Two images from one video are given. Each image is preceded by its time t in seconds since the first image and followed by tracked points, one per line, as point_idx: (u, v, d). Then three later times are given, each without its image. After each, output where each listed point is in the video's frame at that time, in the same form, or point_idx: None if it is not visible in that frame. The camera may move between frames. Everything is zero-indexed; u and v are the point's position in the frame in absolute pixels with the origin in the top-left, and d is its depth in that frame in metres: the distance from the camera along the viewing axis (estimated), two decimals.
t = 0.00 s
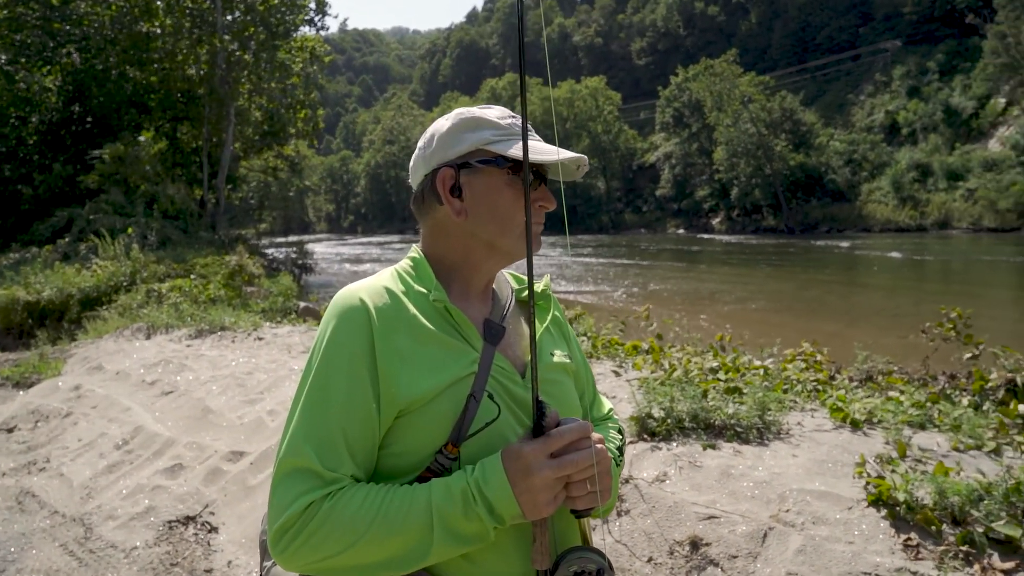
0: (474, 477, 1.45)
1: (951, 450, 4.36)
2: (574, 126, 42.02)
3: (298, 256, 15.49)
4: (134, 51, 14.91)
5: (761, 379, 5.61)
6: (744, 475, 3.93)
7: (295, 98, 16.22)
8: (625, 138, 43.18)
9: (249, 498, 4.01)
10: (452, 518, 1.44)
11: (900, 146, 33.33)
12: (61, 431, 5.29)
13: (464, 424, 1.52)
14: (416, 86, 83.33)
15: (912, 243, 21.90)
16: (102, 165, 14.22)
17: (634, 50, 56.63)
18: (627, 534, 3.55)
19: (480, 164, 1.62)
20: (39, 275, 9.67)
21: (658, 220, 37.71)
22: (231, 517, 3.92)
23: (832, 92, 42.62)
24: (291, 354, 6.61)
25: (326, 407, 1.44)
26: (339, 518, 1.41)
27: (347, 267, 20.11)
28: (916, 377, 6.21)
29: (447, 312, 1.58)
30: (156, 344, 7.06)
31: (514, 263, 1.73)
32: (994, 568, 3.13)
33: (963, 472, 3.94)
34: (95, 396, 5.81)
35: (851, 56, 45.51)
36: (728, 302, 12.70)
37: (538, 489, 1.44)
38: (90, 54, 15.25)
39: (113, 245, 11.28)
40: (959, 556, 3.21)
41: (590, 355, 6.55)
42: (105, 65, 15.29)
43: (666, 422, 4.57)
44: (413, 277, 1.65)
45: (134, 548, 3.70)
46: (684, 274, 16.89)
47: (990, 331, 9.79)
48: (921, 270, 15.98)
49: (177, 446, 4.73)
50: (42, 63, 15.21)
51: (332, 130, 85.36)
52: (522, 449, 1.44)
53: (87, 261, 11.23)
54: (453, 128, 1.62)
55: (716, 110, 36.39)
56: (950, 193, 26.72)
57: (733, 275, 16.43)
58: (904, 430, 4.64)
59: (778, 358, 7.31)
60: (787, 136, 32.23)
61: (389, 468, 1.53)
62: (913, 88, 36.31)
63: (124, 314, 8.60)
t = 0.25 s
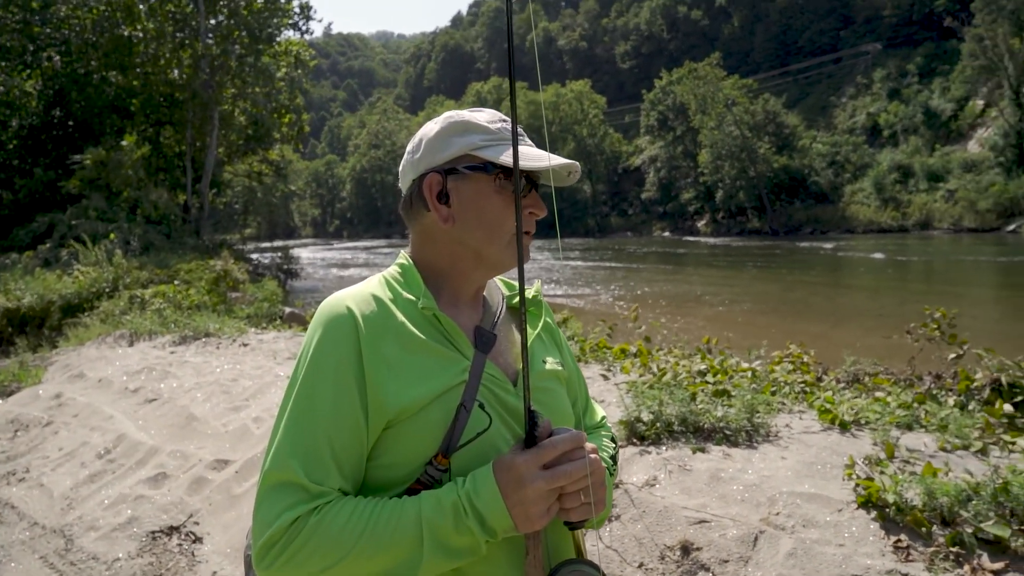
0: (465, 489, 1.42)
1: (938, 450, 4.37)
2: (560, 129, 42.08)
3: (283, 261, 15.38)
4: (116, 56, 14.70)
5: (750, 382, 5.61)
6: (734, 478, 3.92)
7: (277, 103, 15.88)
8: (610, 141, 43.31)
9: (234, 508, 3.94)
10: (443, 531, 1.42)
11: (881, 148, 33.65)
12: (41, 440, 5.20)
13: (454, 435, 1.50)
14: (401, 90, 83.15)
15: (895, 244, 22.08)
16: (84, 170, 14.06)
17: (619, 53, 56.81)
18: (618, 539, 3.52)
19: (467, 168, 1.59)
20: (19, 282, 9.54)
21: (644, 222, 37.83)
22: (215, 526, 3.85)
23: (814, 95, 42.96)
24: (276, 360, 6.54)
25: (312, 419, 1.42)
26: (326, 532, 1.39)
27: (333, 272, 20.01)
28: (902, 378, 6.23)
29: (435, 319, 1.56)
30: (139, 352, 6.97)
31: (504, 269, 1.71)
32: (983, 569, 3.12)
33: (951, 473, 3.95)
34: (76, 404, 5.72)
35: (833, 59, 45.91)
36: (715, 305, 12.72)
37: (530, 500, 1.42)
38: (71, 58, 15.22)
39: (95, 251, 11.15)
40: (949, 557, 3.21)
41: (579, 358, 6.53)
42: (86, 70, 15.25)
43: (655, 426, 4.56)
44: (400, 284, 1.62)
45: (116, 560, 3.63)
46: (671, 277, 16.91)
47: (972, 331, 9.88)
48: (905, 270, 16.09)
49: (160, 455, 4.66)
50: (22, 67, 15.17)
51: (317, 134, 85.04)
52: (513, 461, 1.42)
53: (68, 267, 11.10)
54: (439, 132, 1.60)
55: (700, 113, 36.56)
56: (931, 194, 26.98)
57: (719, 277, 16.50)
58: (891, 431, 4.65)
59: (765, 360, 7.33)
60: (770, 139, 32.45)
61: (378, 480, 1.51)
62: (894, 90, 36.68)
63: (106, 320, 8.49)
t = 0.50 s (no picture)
0: (455, 498, 1.41)
1: (923, 456, 4.40)
2: (547, 135, 42.17)
3: (269, 266, 15.27)
4: (99, 59, 14.75)
5: (737, 388, 5.63)
6: (721, 484, 3.92)
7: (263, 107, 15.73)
8: (597, 147, 43.44)
9: (218, 515, 3.90)
10: (431, 540, 1.40)
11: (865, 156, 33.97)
12: (22, 447, 5.13)
13: (444, 442, 1.49)
14: (388, 94, 83.02)
15: (880, 251, 22.26)
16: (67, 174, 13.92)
17: (606, 60, 57.02)
18: (605, 546, 3.51)
19: (452, 170, 1.58)
20: None
21: (631, 228, 37.95)
22: (199, 534, 3.81)
23: (800, 102, 43.32)
24: (262, 366, 6.49)
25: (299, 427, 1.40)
26: (314, 541, 1.37)
27: (320, 276, 19.91)
28: (888, 384, 6.27)
29: (424, 324, 1.55)
30: (123, 357, 6.90)
31: (494, 272, 1.70)
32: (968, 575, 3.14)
33: (936, 479, 3.97)
34: (58, 410, 5.65)
35: (818, 67, 46.34)
36: (702, 311, 12.74)
37: (521, 508, 1.41)
38: (53, 61, 15.16)
39: (78, 256, 11.03)
40: (935, 563, 3.21)
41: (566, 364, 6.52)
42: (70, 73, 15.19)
43: (643, 431, 4.56)
44: (387, 288, 1.62)
45: (97, 569, 3.58)
46: (658, 283, 16.96)
47: (956, 337, 9.97)
48: (889, 277, 16.22)
49: (144, 462, 4.60)
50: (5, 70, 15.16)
51: (304, 138, 84.71)
52: (504, 468, 1.41)
53: (51, 272, 10.97)
54: (424, 134, 1.58)
55: (687, 120, 36.74)
56: (915, 202, 27.23)
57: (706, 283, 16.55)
58: (877, 437, 4.67)
59: (751, 365, 7.35)
60: (756, 146, 32.66)
61: (367, 487, 1.49)
62: (878, 99, 37.05)
63: (89, 325, 8.39)
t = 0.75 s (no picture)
0: (449, 492, 1.41)
1: (916, 451, 4.41)
2: (543, 129, 42.11)
3: (264, 260, 15.23)
4: (94, 51, 14.71)
5: (732, 383, 5.64)
6: (715, 479, 3.93)
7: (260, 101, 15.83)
8: (593, 142, 43.40)
9: (212, 508, 3.89)
10: (427, 534, 1.40)
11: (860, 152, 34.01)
12: (15, 441, 5.11)
13: (438, 436, 1.49)
14: (384, 88, 82.74)
15: (874, 246, 22.32)
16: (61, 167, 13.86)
17: (602, 54, 56.92)
18: (600, 540, 3.51)
19: (445, 164, 1.59)
20: None
21: (627, 223, 37.96)
22: (193, 528, 3.80)
23: (795, 98, 43.37)
24: (256, 359, 6.48)
25: (293, 422, 1.40)
26: (307, 536, 1.37)
27: (314, 270, 19.86)
28: (881, 379, 6.29)
29: (419, 319, 1.55)
30: (116, 350, 6.87)
31: (488, 266, 1.70)
32: (960, 569, 3.15)
33: (928, 473, 3.99)
34: (51, 404, 5.62)
35: (814, 63, 46.38)
36: (697, 306, 12.76)
37: (515, 501, 1.41)
38: (46, 52, 15.05)
39: (72, 248, 10.98)
40: (927, 558, 3.23)
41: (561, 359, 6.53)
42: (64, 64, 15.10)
43: (637, 425, 4.57)
44: (382, 283, 1.62)
45: (91, 562, 3.57)
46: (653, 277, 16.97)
47: (949, 333, 10.01)
48: (883, 273, 16.28)
49: (137, 455, 4.59)
50: None
51: (299, 132, 84.42)
52: (499, 461, 1.41)
53: (44, 264, 10.92)
54: (417, 127, 1.58)
55: (683, 115, 36.72)
56: (909, 198, 27.29)
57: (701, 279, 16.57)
58: (870, 432, 4.69)
59: (746, 360, 7.36)
60: (752, 141, 32.68)
61: (362, 482, 1.49)
62: (874, 95, 37.12)
63: (82, 318, 8.36)
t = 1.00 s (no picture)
0: (450, 487, 1.42)
1: (921, 450, 4.40)
2: (547, 129, 42.17)
3: (268, 259, 15.27)
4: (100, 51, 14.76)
5: (735, 382, 5.63)
6: (718, 477, 3.94)
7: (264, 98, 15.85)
8: (597, 142, 43.37)
9: (217, 507, 3.92)
10: (429, 529, 1.41)
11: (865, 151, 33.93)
12: (21, 438, 5.13)
13: (440, 432, 1.50)
14: (388, 88, 82.92)
15: (878, 246, 22.29)
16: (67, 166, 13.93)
17: (606, 54, 56.88)
18: (603, 539, 3.52)
19: (446, 162, 1.60)
20: None
21: (631, 222, 37.96)
22: (198, 526, 3.82)
23: (800, 97, 43.32)
24: (261, 358, 6.51)
25: (295, 420, 1.41)
26: (308, 530, 1.39)
27: (319, 270, 19.92)
28: (885, 379, 6.27)
29: (420, 316, 1.57)
30: (122, 349, 6.90)
31: (489, 262, 1.71)
32: (964, 569, 3.15)
33: (932, 472, 3.98)
34: (57, 402, 5.66)
35: (818, 62, 46.30)
36: (701, 305, 12.75)
37: (517, 496, 1.42)
38: (51, 51, 15.10)
39: (77, 247, 11.03)
40: (931, 557, 3.23)
41: (565, 358, 6.53)
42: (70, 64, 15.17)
43: (640, 425, 4.58)
44: (383, 282, 1.63)
45: (97, 559, 3.59)
46: (658, 277, 16.96)
47: (954, 333, 9.99)
48: (887, 272, 16.25)
49: (143, 453, 4.62)
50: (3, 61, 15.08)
51: (303, 132, 84.62)
52: (499, 456, 1.42)
53: (50, 263, 10.98)
54: (417, 126, 1.59)
55: (687, 114, 36.69)
56: (914, 197, 27.22)
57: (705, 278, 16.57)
58: (874, 431, 4.68)
59: (750, 360, 7.36)
60: (756, 141, 32.64)
61: (364, 479, 1.51)
62: (879, 94, 37.04)
63: (88, 317, 8.40)
